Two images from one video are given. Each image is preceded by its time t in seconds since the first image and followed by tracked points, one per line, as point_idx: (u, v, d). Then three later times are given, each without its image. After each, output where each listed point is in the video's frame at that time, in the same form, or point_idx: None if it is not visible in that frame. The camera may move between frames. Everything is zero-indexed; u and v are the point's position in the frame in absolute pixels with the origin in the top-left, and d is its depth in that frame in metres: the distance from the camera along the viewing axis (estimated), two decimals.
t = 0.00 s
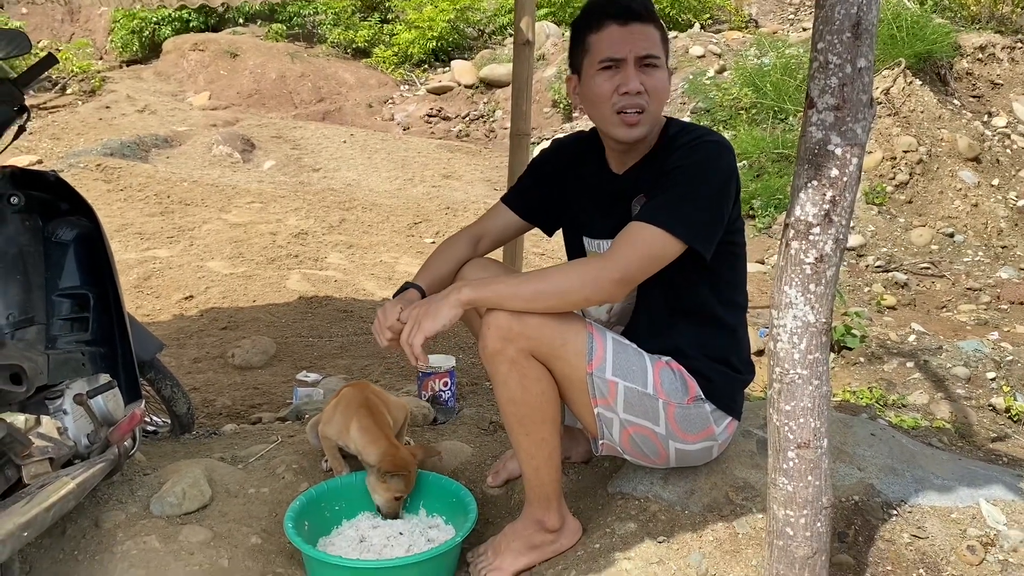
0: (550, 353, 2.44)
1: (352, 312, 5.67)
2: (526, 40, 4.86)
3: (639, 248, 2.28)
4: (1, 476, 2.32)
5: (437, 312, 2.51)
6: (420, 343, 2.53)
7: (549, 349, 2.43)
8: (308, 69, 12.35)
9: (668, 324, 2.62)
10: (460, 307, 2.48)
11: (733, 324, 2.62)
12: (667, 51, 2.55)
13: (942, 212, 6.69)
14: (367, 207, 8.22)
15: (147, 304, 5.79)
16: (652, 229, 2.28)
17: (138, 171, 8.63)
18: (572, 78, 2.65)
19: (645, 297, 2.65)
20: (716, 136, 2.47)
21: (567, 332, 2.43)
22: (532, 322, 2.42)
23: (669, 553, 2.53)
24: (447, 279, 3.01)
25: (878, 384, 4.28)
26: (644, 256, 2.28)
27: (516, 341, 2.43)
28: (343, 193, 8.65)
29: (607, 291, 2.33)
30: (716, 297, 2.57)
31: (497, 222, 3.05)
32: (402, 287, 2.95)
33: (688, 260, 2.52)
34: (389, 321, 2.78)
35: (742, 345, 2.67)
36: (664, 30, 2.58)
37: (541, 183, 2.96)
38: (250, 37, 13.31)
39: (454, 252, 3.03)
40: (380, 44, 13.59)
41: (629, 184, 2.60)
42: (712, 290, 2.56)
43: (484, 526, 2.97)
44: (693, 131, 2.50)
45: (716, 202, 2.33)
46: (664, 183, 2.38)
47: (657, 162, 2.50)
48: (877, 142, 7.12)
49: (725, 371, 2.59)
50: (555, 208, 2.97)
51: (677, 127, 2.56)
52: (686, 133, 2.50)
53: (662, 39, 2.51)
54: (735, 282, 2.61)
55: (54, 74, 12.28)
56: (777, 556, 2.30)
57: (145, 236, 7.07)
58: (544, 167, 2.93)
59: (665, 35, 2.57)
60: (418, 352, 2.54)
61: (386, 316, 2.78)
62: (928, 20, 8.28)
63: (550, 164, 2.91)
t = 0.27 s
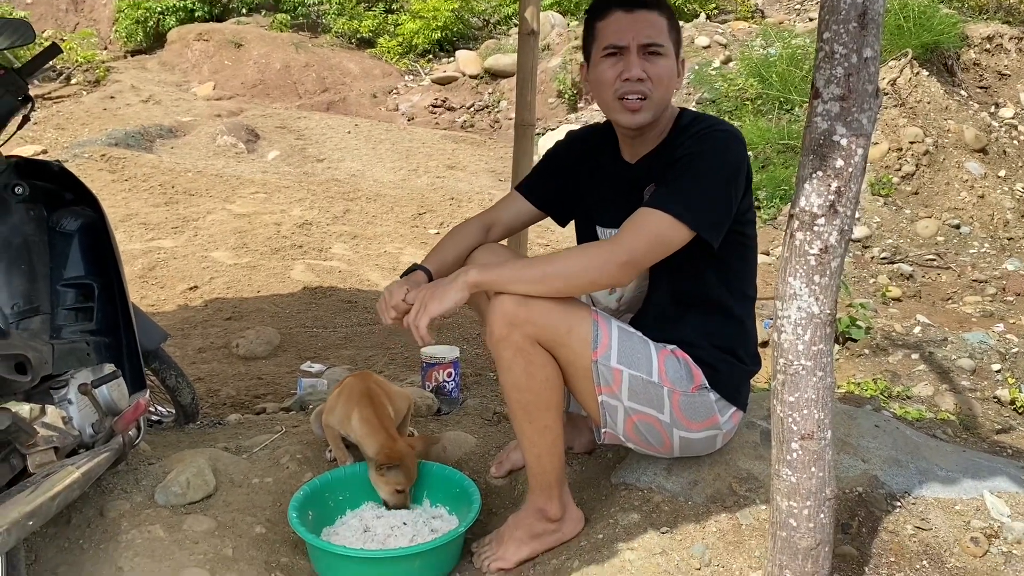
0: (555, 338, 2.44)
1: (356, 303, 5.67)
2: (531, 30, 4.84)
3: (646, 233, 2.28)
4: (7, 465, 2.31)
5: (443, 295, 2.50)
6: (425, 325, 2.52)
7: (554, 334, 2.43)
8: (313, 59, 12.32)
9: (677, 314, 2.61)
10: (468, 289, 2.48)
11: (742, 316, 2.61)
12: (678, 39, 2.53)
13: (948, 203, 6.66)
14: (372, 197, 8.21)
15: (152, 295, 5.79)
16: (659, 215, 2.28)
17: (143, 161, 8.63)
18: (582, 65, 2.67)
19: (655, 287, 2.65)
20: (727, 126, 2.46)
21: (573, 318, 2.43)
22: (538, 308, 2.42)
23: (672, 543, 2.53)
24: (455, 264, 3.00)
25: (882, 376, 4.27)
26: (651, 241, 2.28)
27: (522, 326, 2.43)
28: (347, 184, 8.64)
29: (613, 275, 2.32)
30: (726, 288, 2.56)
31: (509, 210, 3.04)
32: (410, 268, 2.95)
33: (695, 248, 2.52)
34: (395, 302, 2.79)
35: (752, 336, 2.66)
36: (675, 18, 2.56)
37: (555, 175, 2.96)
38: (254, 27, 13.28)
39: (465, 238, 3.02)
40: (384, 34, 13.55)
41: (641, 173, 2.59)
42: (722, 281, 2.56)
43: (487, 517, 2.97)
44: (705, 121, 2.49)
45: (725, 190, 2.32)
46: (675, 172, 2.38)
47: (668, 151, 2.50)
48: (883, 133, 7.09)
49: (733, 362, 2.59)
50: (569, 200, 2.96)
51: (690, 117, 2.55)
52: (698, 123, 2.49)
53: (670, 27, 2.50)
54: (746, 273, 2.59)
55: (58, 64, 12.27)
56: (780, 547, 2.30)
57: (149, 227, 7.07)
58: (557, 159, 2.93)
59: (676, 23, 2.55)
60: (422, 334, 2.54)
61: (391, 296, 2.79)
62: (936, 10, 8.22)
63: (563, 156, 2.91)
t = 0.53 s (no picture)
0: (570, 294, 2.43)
1: (359, 294, 5.67)
2: (533, 21, 4.82)
3: (661, 190, 2.26)
4: (11, 456, 2.34)
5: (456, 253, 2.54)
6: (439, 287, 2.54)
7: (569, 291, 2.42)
8: (315, 51, 12.30)
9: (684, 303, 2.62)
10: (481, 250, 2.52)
11: (750, 305, 2.61)
12: (688, 27, 2.49)
13: (951, 196, 6.64)
14: (374, 189, 8.21)
15: (155, 286, 5.80)
16: (675, 176, 2.26)
17: (146, 153, 8.63)
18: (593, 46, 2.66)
19: (663, 272, 2.65)
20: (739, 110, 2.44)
21: (598, 283, 2.43)
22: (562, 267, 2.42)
23: (674, 535, 2.53)
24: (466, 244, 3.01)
25: (885, 368, 4.27)
26: (666, 198, 2.26)
27: (547, 284, 2.41)
28: (349, 175, 8.64)
29: (627, 230, 2.30)
30: (734, 277, 2.56)
31: (522, 198, 3.05)
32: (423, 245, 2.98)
33: (703, 231, 2.53)
34: (408, 272, 2.81)
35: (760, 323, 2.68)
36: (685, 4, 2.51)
37: (571, 160, 2.94)
38: (257, 18, 13.25)
39: (477, 220, 3.03)
40: (387, 26, 13.51)
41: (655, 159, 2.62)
42: (732, 269, 2.56)
43: (489, 508, 2.98)
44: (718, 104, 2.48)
45: (736, 171, 2.33)
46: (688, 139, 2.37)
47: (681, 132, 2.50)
48: (887, 125, 7.06)
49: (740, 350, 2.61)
50: (583, 187, 2.95)
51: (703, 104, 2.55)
52: (711, 106, 2.48)
53: (678, 14, 2.46)
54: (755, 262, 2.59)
55: (61, 55, 12.25)
56: (781, 539, 2.30)
57: (152, 218, 7.07)
58: (574, 146, 2.92)
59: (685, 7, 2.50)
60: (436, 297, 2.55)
61: (406, 264, 2.81)
62: (941, 1, 8.18)
63: (580, 143, 2.91)
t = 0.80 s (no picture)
0: (551, 299, 2.43)
1: (360, 288, 5.67)
2: (535, 15, 4.81)
3: (639, 188, 2.23)
4: (12, 447, 2.35)
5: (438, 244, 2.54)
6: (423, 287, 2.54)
7: (549, 297, 2.43)
8: (316, 44, 12.28)
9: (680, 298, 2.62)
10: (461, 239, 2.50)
11: (749, 302, 2.61)
12: (692, 18, 2.45)
13: (953, 189, 6.63)
14: (375, 183, 8.21)
15: (156, 279, 5.80)
16: (654, 173, 2.23)
17: (147, 146, 8.63)
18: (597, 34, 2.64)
19: (663, 267, 2.64)
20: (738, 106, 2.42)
21: (590, 295, 2.44)
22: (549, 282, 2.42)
23: (675, 527, 2.53)
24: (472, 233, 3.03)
25: (886, 362, 4.27)
26: (644, 197, 2.23)
27: (541, 304, 2.43)
28: (351, 169, 8.63)
29: (602, 229, 2.29)
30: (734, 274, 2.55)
31: (531, 185, 3.04)
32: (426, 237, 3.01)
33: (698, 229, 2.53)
34: (403, 272, 2.83)
35: (759, 321, 2.66)
36: None
37: (576, 154, 2.94)
38: (258, 12, 13.23)
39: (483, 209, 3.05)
40: (388, 19, 13.48)
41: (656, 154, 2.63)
42: (730, 266, 2.55)
43: (491, 500, 2.99)
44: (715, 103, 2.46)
45: (729, 170, 2.29)
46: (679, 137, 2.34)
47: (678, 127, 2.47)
48: (889, 119, 7.05)
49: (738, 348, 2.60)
50: (586, 178, 2.96)
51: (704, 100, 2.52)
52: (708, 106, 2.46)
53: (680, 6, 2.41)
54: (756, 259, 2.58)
55: (62, 48, 12.24)
56: (782, 531, 2.30)
57: (154, 212, 7.07)
58: (578, 140, 2.93)
59: None
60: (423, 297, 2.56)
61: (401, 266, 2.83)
62: None
63: (584, 138, 2.91)
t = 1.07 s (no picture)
0: (534, 304, 2.45)
1: (359, 285, 5.67)
2: (534, 11, 4.81)
3: (618, 210, 2.26)
4: (13, 445, 2.35)
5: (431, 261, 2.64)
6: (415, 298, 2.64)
7: (531, 300, 2.44)
8: (315, 41, 12.26)
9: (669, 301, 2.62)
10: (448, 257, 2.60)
11: (739, 306, 2.60)
12: (683, 14, 2.43)
13: (953, 186, 6.63)
14: (374, 179, 8.20)
15: (155, 277, 5.79)
16: (634, 193, 2.24)
17: (146, 143, 8.62)
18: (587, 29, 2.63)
19: (652, 271, 2.64)
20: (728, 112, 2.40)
21: (574, 298, 2.45)
22: (533, 288, 2.44)
23: (674, 523, 2.54)
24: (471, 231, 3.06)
25: (885, 358, 4.27)
26: (624, 218, 2.25)
27: (523, 308, 2.45)
28: (350, 166, 8.63)
29: (581, 252, 2.33)
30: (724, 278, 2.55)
31: (532, 181, 3.06)
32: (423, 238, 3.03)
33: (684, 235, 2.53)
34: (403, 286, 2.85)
35: (748, 326, 2.64)
36: None
37: (574, 154, 2.95)
38: (257, 8, 13.21)
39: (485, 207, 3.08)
40: (387, 16, 13.47)
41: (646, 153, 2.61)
42: (718, 270, 2.54)
43: (490, 497, 2.99)
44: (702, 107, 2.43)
45: (712, 174, 2.26)
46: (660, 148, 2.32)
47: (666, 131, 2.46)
48: (889, 115, 7.04)
49: (727, 352, 2.58)
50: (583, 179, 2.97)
51: (694, 101, 2.50)
52: (694, 110, 2.44)
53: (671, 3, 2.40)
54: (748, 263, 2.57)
55: (60, 45, 12.22)
56: (782, 528, 2.30)
57: (153, 209, 7.07)
58: (574, 143, 2.94)
59: None
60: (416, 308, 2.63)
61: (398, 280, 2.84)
62: None
63: (579, 141, 2.93)
